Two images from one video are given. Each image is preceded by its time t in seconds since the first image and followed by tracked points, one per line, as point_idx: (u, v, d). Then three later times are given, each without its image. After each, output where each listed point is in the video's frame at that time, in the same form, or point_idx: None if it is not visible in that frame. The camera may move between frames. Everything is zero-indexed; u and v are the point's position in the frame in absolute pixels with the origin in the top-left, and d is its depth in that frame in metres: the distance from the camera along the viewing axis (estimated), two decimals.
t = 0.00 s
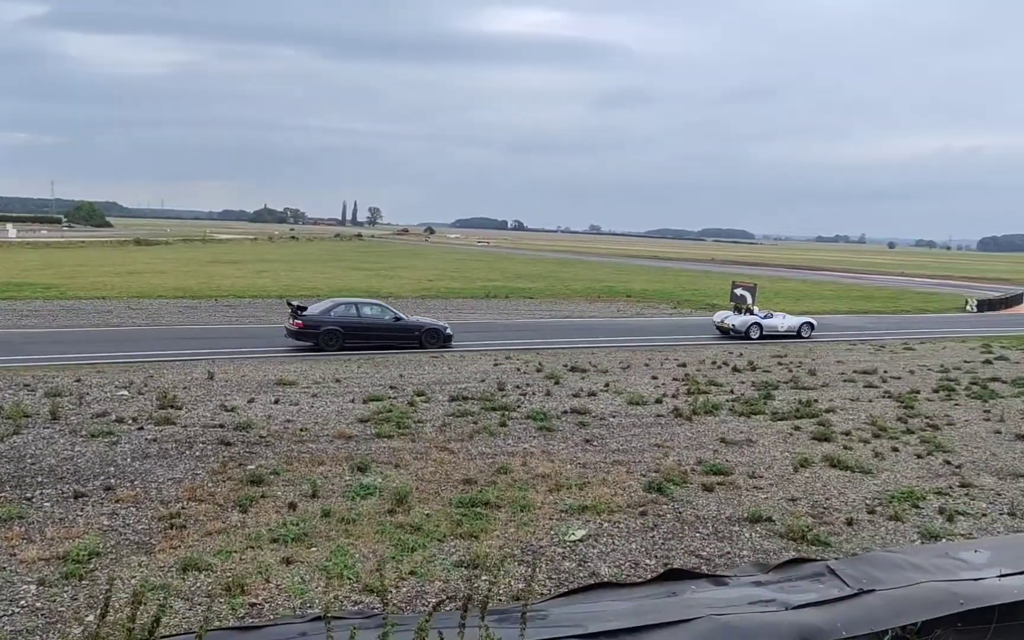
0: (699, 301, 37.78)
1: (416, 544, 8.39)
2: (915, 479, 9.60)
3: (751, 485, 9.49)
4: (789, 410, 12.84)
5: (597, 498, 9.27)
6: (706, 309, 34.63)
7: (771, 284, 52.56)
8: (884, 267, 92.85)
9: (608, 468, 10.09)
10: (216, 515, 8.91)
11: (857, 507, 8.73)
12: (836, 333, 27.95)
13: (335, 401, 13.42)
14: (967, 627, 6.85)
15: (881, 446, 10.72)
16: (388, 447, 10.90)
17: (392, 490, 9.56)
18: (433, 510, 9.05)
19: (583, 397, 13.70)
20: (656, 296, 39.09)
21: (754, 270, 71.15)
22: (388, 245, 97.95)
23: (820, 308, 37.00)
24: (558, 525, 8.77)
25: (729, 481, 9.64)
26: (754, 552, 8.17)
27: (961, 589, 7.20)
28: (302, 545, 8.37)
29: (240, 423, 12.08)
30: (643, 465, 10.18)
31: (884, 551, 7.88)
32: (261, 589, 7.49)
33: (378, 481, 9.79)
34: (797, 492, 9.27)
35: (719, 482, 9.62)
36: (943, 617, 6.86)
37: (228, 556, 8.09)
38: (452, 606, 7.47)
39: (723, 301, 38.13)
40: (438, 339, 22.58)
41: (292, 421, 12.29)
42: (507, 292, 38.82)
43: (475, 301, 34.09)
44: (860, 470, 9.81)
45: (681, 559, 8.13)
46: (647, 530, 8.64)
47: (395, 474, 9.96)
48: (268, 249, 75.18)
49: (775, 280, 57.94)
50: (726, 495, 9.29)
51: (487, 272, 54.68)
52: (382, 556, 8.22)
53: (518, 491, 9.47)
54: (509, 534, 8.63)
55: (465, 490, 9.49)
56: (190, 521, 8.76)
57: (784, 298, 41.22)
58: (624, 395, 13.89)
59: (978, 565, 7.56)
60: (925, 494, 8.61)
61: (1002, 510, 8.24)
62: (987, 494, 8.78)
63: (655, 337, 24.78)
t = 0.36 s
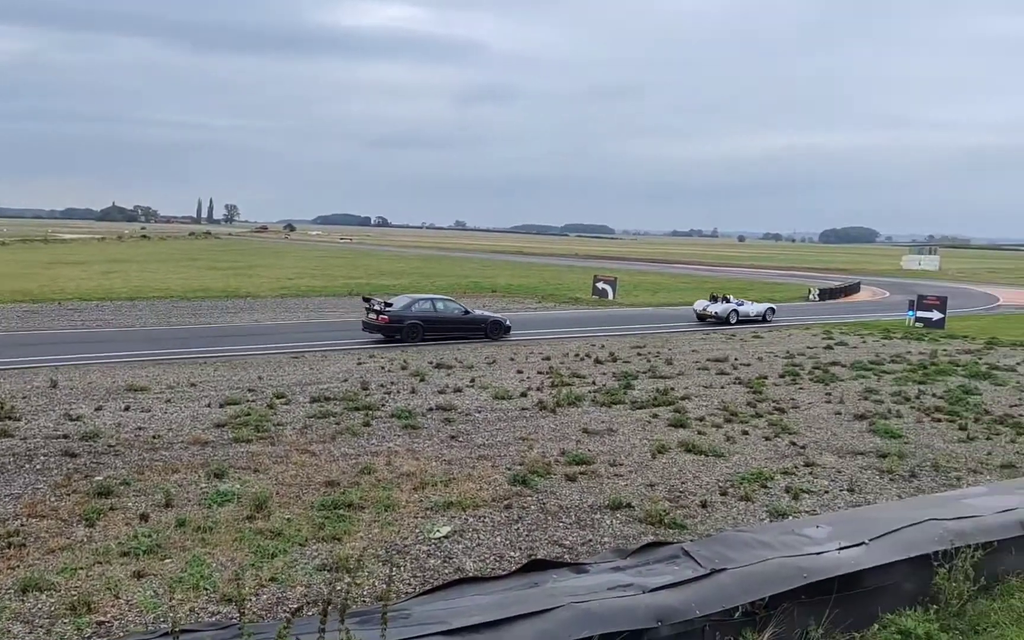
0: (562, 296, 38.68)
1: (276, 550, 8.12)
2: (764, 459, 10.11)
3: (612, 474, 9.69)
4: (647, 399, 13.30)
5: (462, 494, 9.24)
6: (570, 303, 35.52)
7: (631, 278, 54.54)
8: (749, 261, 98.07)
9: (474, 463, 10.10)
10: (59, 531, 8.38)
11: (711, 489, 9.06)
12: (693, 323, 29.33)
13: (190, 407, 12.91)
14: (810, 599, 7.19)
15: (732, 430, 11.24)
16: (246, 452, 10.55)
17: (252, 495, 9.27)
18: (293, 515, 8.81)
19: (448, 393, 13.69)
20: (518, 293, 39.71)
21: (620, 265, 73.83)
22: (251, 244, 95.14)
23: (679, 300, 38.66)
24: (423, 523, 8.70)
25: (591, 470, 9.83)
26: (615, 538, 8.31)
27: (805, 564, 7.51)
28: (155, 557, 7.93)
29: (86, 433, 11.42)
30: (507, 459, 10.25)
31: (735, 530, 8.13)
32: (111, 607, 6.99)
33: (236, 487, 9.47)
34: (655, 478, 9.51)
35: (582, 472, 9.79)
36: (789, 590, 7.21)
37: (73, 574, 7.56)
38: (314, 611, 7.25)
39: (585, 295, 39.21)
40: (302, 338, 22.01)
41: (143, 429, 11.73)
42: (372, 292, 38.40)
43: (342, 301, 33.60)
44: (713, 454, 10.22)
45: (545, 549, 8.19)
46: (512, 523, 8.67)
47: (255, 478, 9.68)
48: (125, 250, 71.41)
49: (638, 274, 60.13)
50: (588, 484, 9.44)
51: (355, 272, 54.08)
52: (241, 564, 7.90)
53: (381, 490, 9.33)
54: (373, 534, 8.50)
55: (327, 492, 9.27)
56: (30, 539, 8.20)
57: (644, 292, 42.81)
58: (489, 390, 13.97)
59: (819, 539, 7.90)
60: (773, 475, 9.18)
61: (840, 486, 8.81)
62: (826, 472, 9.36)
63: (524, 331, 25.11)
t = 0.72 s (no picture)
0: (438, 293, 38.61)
1: (137, 563, 7.70)
2: (633, 449, 10.48)
3: (487, 469, 9.78)
4: (522, 394, 13.52)
5: (334, 496, 9.07)
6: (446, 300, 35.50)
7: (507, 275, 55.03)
8: (641, 258, 100.04)
9: (346, 465, 9.95)
10: None
11: (583, 480, 9.31)
12: (571, 318, 29.95)
13: (40, 418, 12.15)
14: (676, 583, 7.31)
15: (604, 421, 11.78)
16: (104, 463, 10.04)
17: (111, 507, 8.84)
18: (156, 526, 8.44)
19: (319, 395, 13.46)
20: (393, 291, 39.27)
21: (500, 262, 74.64)
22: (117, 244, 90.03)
23: (556, 296, 39.25)
24: (294, 528, 8.48)
25: (466, 466, 9.88)
26: (489, 534, 8.32)
27: (670, 549, 7.68)
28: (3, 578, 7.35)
29: None
30: (381, 459, 10.16)
31: (605, 519, 8.29)
32: None
33: (93, 499, 8.99)
34: (529, 472, 9.66)
35: (457, 468, 9.82)
36: (655, 575, 7.29)
37: None
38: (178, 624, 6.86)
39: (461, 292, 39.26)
40: (165, 340, 21.02)
41: None
42: (241, 293, 37.10)
43: (211, 302, 32.40)
44: (585, 445, 10.50)
45: (419, 548, 8.10)
46: (386, 523, 8.57)
47: (115, 489, 9.23)
48: None
49: (514, 271, 60.73)
50: (463, 480, 9.47)
51: (228, 272, 52.24)
52: (99, 579, 7.44)
53: (250, 496, 9.06)
54: (240, 542, 8.21)
55: (193, 501, 8.92)
56: None
57: (519, 288, 43.21)
58: (362, 391, 13.82)
59: (684, 523, 8.15)
60: (642, 464, 9.66)
61: (705, 472, 9.36)
62: (692, 458, 9.90)
63: (400, 328, 24.90)
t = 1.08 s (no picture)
0: (336, 294, 38.03)
1: (12, 580, 7.13)
2: (532, 446, 10.64)
3: (384, 471, 9.72)
4: (420, 395, 13.52)
5: (226, 503, 8.80)
6: (344, 300, 35.03)
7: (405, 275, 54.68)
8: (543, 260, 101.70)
9: (239, 471, 9.71)
10: None
11: (482, 479, 9.37)
12: (472, 315, 29.99)
13: None
14: (572, 577, 7.10)
15: (503, 418, 11.92)
16: None
17: None
18: (33, 540, 7.90)
19: (211, 399, 13.09)
20: (290, 293, 38.46)
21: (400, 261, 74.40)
22: None
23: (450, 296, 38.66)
24: (183, 538, 8.10)
25: (363, 469, 9.79)
26: (387, 535, 8.17)
27: (566, 543, 7.40)
28: None
29: None
30: (275, 464, 9.94)
31: (503, 516, 8.30)
32: None
33: None
34: (428, 472, 9.65)
35: (354, 471, 9.72)
36: (551, 569, 7.03)
37: None
38: None
39: (359, 293, 38.78)
40: (44, 347, 19.94)
41: None
42: (127, 296, 35.58)
43: (94, 306, 30.97)
44: (484, 444, 10.60)
45: (315, 552, 7.85)
46: (280, 529, 8.33)
47: None
48: None
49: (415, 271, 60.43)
50: (360, 483, 9.37)
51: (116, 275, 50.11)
52: None
53: (137, 506, 8.69)
54: (127, 554, 7.74)
55: (75, 513, 8.48)
56: None
57: (418, 288, 43.00)
58: (256, 394, 13.53)
59: (580, 518, 8.02)
60: (540, 460, 9.83)
61: (601, 466, 9.64)
62: (589, 453, 10.15)
63: (297, 329, 24.40)
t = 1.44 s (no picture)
0: (291, 295, 37.60)
1: None
2: (490, 445, 10.68)
3: (342, 473, 9.67)
4: (379, 395, 13.49)
5: (181, 508, 8.68)
6: (300, 301, 34.71)
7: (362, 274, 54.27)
8: (506, 258, 101.68)
9: (194, 474, 9.59)
10: None
11: (440, 479, 9.38)
12: (433, 315, 29.93)
13: None
14: (530, 576, 6.96)
15: (462, 418, 11.93)
16: None
17: None
18: None
19: (165, 402, 12.93)
20: (245, 294, 37.89)
21: (353, 261, 74.09)
22: None
23: (410, 296, 38.53)
24: (136, 543, 7.92)
25: (320, 471, 9.74)
26: (344, 537, 8.09)
27: (524, 542, 7.27)
28: None
29: None
30: (230, 467, 9.84)
31: (461, 516, 8.28)
32: None
33: None
34: (386, 474, 9.63)
35: (311, 473, 9.66)
36: (509, 569, 6.89)
37: None
38: None
39: (316, 294, 38.38)
40: None
41: None
42: (78, 298, 34.84)
43: (42, 309, 30.26)
44: (442, 444, 10.61)
45: (272, 555, 7.73)
46: (236, 532, 8.21)
47: None
48: None
49: (371, 270, 60.07)
50: (317, 485, 9.32)
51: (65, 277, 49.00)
52: None
53: (89, 512, 8.53)
54: (78, 561, 7.52)
55: (24, 520, 8.28)
56: None
57: (374, 288, 42.72)
58: (211, 397, 13.39)
59: (538, 517, 7.92)
60: (499, 460, 9.87)
61: (560, 465, 9.73)
62: (548, 452, 10.24)
63: (254, 330, 24.09)
